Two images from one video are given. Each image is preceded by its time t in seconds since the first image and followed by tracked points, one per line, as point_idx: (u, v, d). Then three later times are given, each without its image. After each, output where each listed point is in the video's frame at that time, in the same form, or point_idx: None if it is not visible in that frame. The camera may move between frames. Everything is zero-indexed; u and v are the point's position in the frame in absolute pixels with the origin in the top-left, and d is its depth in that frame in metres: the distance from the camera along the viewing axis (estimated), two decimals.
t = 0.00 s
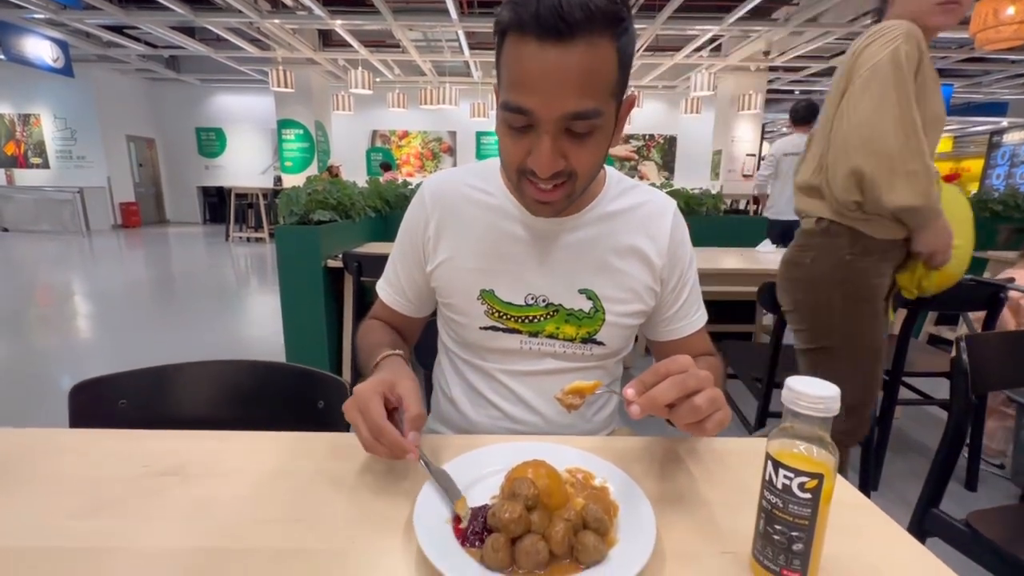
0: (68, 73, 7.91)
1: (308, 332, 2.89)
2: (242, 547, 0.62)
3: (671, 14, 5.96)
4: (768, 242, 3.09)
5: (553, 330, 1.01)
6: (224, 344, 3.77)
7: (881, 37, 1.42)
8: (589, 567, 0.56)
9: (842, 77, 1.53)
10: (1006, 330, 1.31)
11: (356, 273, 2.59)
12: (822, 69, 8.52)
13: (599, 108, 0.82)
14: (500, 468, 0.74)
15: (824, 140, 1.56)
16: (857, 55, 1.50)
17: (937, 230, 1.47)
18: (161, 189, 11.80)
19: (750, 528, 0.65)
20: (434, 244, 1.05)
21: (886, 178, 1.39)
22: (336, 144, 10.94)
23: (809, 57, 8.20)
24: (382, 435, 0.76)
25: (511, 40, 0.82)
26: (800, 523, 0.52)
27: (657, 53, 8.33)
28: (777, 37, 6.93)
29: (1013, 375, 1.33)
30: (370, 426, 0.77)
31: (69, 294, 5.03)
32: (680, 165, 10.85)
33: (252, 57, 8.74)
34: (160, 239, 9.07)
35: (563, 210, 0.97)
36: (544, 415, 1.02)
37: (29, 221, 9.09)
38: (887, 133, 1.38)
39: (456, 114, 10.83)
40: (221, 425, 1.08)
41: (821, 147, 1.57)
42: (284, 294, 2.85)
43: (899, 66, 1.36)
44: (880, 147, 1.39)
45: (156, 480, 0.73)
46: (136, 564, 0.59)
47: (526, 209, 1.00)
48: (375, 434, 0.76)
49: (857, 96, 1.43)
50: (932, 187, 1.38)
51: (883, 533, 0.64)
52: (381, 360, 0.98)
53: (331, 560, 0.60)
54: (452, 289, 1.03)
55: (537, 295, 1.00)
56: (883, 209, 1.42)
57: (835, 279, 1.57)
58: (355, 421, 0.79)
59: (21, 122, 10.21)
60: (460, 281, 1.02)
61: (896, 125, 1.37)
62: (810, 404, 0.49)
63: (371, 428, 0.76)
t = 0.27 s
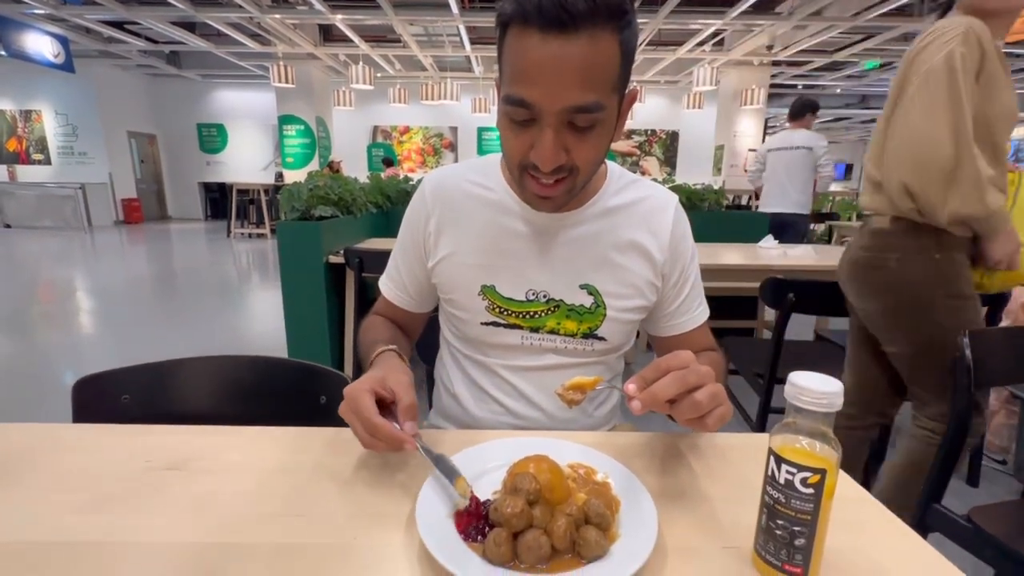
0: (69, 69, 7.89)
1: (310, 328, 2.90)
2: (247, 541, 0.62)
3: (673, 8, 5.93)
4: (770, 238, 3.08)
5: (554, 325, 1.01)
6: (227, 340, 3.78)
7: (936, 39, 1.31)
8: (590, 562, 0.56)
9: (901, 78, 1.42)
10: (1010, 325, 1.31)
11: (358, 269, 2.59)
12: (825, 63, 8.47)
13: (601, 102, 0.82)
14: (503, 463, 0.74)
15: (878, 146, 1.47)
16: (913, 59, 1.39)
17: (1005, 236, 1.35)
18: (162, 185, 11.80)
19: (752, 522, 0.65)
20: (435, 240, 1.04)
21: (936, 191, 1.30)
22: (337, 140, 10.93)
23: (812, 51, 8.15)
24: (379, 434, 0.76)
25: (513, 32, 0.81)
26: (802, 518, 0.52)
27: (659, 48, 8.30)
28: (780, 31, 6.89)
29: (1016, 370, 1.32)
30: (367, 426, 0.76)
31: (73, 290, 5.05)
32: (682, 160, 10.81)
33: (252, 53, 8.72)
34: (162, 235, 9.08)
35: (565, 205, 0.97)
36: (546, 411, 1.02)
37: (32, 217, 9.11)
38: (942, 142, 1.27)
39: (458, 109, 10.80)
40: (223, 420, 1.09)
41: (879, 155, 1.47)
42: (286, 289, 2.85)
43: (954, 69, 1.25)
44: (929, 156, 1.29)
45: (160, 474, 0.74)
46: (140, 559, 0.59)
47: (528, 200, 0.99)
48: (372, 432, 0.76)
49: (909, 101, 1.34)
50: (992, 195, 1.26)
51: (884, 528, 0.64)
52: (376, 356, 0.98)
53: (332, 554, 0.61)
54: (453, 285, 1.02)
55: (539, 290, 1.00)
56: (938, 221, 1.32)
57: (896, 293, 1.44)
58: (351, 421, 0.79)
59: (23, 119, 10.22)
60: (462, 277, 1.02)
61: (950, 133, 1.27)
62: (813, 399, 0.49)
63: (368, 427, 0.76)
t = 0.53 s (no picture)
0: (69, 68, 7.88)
1: (310, 328, 2.89)
2: (247, 541, 0.62)
3: (673, 8, 5.93)
4: (771, 237, 3.07)
5: (554, 325, 1.01)
6: (227, 339, 3.78)
7: None
8: (591, 563, 0.56)
9: (991, 83, 1.35)
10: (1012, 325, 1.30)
11: (358, 268, 2.59)
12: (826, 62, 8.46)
13: (608, 100, 0.82)
14: (504, 464, 0.74)
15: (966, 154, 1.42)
16: (1007, 63, 1.31)
17: None
18: (162, 184, 11.80)
19: (753, 524, 0.65)
20: (437, 239, 1.04)
21: None
22: (337, 139, 10.93)
23: (813, 50, 8.14)
24: (373, 419, 0.76)
25: (521, 28, 0.81)
26: (804, 520, 0.52)
27: (660, 47, 8.29)
28: (780, 30, 6.88)
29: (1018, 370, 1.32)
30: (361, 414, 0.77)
31: (73, 289, 5.05)
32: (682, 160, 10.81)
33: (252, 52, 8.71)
34: (162, 234, 9.09)
35: (567, 205, 0.97)
36: (546, 411, 1.02)
37: (32, 216, 9.11)
38: None
39: (458, 108, 10.79)
40: (223, 420, 1.09)
41: (965, 169, 1.43)
42: (286, 289, 2.85)
43: None
44: None
45: (161, 474, 0.74)
46: (141, 559, 0.59)
47: (530, 198, 0.99)
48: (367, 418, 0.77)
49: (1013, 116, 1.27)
50: None
51: (885, 529, 0.64)
52: (371, 350, 0.99)
53: (332, 555, 0.61)
54: (454, 285, 1.02)
55: (540, 290, 1.00)
56: None
57: (979, 298, 1.44)
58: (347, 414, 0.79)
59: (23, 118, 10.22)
60: (463, 277, 1.01)
61: None
62: (814, 401, 0.49)
63: (361, 412, 0.77)
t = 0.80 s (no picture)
0: (69, 67, 7.88)
1: (310, 328, 2.90)
2: (247, 543, 0.62)
3: (674, 8, 5.92)
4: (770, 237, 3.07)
5: (555, 324, 1.01)
6: (227, 339, 3.78)
7: None
8: (590, 564, 0.56)
9: None
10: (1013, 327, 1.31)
11: (358, 268, 2.59)
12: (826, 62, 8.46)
13: (614, 97, 0.82)
14: (504, 465, 0.74)
15: None
16: None
17: None
18: (163, 184, 11.81)
19: (752, 526, 0.65)
20: (438, 237, 1.04)
21: None
22: (338, 139, 10.93)
23: (813, 50, 8.13)
24: (371, 376, 0.78)
25: (528, 24, 0.82)
26: (803, 521, 0.52)
27: (660, 47, 8.29)
28: (781, 30, 6.88)
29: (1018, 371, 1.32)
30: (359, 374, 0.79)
31: (73, 289, 5.06)
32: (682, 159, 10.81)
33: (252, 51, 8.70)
34: (162, 234, 9.09)
35: (569, 202, 0.97)
36: (546, 411, 1.02)
37: (32, 215, 9.11)
38: None
39: (458, 108, 10.79)
40: (222, 420, 1.09)
41: None
42: (286, 289, 2.85)
43: None
44: None
45: (161, 475, 0.74)
46: (140, 561, 0.59)
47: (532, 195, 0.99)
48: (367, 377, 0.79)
49: None
50: None
51: (885, 530, 0.64)
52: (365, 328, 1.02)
53: (332, 556, 0.60)
54: (455, 283, 1.02)
55: (541, 288, 1.00)
56: None
57: None
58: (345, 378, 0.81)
59: (23, 117, 10.23)
60: (464, 275, 1.01)
61: None
62: (814, 402, 0.49)
63: (359, 368, 0.79)
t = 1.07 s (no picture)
0: (69, 68, 7.88)
1: (310, 328, 2.90)
2: (246, 544, 0.63)
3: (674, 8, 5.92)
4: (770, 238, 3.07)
5: (553, 323, 1.01)
6: (227, 339, 3.78)
7: None
8: (588, 565, 0.57)
9: None
10: (1010, 329, 1.31)
11: (358, 269, 2.59)
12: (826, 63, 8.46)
13: (620, 93, 0.83)
14: (502, 466, 0.75)
15: None
16: None
17: None
18: (163, 184, 11.81)
19: (749, 527, 0.65)
20: (438, 236, 1.04)
21: None
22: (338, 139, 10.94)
23: (813, 50, 8.13)
24: (413, 296, 0.81)
25: (537, 20, 0.82)
26: (799, 523, 0.52)
27: (660, 48, 8.29)
28: (781, 31, 6.88)
29: (1015, 373, 1.32)
30: (396, 295, 0.81)
31: (74, 289, 5.06)
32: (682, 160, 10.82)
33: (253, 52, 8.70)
34: (163, 234, 9.10)
35: (572, 200, 0.97)
36: (544, 411, 1.02)
37: (32, 215, 9.12)
38: None
39: (458, 109, 10.79)
40: (222, 421, 1.09)
41: None
42: (286, 289, 2.86)
43: None
44: None
45: (160, 475, 0.74)
46: (140, 561, 0.60)
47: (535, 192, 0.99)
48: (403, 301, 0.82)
49: None
50: None
51: (879, 531, 0.64)
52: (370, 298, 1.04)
53: (331, 558, 0.61)
54: (455, 282, 1.03)
55: (541, 287, 1.00)
56: None
57: None
58: (373, 298, 0.82)
59: (24, 117, 10.24)
60: (464, 273, 1.02)
61: None
62: (809, 404, 0.50)
63: (398, 285, 0.82)
